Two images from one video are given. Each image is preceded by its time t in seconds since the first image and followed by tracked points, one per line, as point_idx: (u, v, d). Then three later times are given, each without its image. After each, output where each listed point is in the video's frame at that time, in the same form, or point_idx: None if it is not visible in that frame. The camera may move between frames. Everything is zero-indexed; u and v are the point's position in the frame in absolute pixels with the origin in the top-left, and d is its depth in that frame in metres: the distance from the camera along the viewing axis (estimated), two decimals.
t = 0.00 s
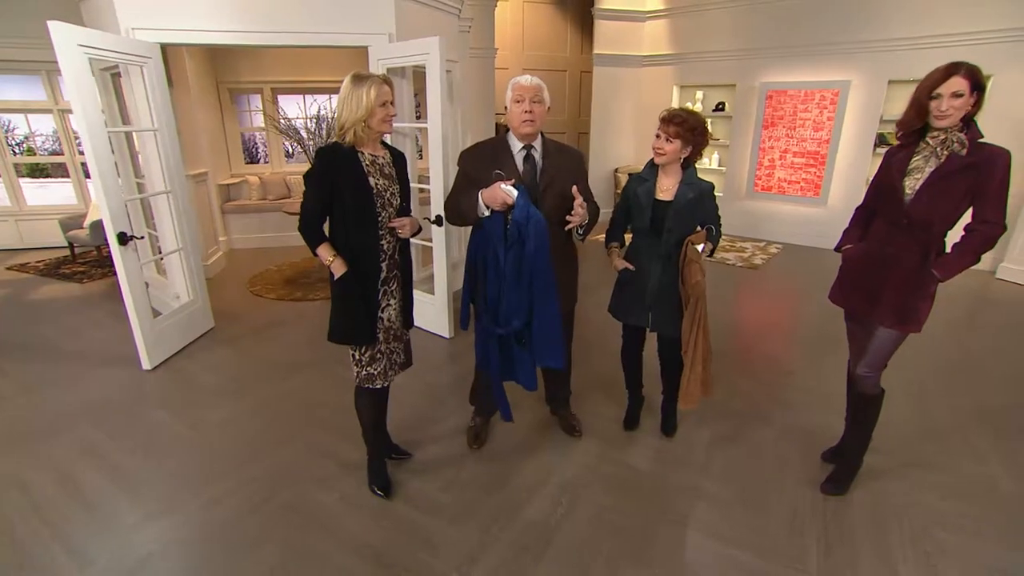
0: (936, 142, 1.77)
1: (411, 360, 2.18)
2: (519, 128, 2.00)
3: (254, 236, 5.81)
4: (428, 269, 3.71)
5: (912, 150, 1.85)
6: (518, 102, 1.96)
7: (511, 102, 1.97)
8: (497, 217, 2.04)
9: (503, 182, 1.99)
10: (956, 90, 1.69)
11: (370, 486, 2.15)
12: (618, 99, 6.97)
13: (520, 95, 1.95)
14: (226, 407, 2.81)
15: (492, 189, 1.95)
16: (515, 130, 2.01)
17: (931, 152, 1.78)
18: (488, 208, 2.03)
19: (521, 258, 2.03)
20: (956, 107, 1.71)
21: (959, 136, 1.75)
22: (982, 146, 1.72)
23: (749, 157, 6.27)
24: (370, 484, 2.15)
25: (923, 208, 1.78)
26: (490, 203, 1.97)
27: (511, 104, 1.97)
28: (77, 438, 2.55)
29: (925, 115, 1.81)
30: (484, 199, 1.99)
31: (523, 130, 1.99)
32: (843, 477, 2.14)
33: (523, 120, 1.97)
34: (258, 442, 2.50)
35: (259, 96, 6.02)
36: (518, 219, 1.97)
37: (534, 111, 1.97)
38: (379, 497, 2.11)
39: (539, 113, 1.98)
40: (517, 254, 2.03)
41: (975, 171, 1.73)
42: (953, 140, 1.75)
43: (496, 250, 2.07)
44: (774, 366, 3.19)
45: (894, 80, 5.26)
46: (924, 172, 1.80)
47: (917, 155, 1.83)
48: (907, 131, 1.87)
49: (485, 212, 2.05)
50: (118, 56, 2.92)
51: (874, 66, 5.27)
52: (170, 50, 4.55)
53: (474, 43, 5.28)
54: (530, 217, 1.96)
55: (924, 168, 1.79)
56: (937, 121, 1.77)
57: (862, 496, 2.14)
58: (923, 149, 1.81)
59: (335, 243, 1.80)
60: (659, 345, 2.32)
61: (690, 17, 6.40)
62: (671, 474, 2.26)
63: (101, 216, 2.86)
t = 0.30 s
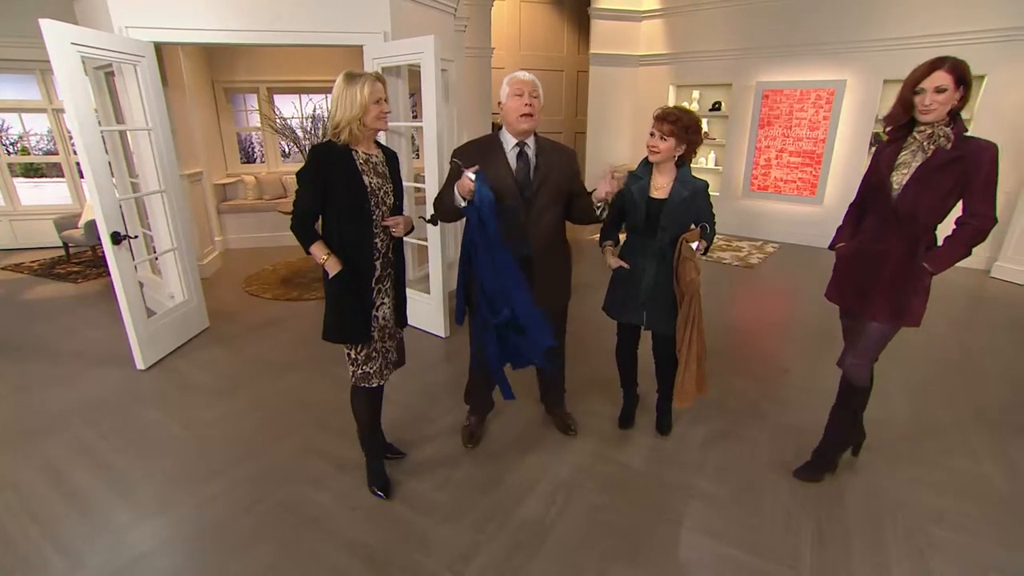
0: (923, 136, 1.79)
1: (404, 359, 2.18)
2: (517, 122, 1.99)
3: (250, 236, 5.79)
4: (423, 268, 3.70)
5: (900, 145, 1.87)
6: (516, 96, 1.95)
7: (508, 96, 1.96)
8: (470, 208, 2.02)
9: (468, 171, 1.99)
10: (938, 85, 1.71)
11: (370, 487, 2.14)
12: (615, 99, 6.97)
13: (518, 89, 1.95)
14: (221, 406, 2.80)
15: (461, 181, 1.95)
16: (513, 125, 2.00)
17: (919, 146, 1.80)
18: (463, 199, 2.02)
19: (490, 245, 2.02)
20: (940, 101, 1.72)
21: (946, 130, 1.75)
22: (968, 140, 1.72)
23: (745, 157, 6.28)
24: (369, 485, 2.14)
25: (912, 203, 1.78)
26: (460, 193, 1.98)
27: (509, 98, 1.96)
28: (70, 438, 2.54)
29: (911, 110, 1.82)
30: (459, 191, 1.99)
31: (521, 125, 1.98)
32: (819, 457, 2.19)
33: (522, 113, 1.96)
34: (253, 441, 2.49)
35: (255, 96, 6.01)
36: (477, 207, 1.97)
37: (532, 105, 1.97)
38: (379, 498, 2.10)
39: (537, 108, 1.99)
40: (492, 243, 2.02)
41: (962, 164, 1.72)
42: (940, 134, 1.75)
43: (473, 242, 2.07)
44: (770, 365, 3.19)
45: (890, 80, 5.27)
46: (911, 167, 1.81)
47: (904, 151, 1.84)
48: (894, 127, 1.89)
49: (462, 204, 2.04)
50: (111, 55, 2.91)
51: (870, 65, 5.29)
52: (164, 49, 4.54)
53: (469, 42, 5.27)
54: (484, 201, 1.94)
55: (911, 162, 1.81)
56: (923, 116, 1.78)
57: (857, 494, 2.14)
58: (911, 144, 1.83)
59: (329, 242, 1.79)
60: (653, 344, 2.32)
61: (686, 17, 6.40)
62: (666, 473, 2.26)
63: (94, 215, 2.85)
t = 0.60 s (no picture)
0: (906, 135, 1.80)
1: (401, 359, 2.17)
2: (517, 124, 1.99)
3: (247, 236, 5.79)
4: (420, 268, 3.70)
5: (888, 142, 1.89)
6: (515, 98, 1.94)
7: (506, 98, 1.95)
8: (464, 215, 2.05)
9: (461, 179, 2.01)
10: (914, 84, 1.72)
11: (366, 487, 2.13)
12: (613, 98, 6.97)
13: (516, 91, 1.94)
14: (218, 406, 2.79)
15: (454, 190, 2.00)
16: (514, 127, 1.99)
17: (903, 145, 1.82)
18: (458, 206, 2.05)
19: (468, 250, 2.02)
20: (917, 101, 1.73)
21: (929, 128, 1.76)
22: (949, 138, 1.73)
23: (743, 157, 6.28)
24: (366, 485, 2.13)
25: (896, 201, 1.79)
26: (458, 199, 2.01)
27: (508, 100, 1.95)
28: (67, 438, 2.54)
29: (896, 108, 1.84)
30: (454, 199, 2.03)
31: (521, 126, 1.99)
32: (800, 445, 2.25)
33: (522, 115, 1.97)
34: (250, 441, 2.49)
35: (253, 96, 6.00)
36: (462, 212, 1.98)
37: (531, 107, 1.98)
38: (376, 497, 2.09)
39: (536, 109, 2.00)
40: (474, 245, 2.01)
41: (942, 161, 1.73)
42: (922, 133, 1.77)
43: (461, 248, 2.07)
44: (767, 364, 3.19)
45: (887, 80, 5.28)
46: (894, 165, 1.83)
47: (891, 148, 1.86)
48: (884, 125, 1.91)
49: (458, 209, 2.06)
50: (108, 54, 2.90)
51: (866, 66, 5.30)
52: (161, 49, 4.53)
53: (467, 42, 5.27)
54: (467, 207, 1.95)
55: (895, 160, 1.83)
56: (904, 115, 1.79)
57: (854, 492, 2.14)
58: (897, 142, 1.84)
59: (323, 242, 1.78)
60: (650, 343, 2.32)
61: (684, 17, 6.41)
62: (663, 472, 2.26)
63: (91, 215, 2.84)
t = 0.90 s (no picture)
0: (885, 136, 1.85)
1: (399, 360, 2.15)
2: (518, 126, 2.00)
3: (246, 236, 5.79)
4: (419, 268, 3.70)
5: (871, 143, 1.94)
6: (516, 100, 1.95)
7: (506, 100, 1.95)
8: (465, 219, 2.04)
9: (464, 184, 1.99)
10: (894, 84, 1.77)
11: (365, 487, 2.13)
12: (612, 99, 6.98)
13: (516, 93, 1.95)
14: (216, 407, 2.80)
15: (456, 193, 2.00)
16: (514, 128, 2.00)
17: (881, 145, 1.87)
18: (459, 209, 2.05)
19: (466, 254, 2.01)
20: (896, 101, 1.78)
21: (907, 129, 1.80)
22: (924, 139, 1.74)
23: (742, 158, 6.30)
24: (364, 484, 2.14)
25: (870, 201, 1.84)
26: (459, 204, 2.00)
27: (508, 102, 1.95)
28: (65, 438, 2.54)
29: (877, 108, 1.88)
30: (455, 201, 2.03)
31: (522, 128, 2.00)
32: (797, 443, 2.25)
33: (523, 117, 1.98)
34: (249, 441, 2.49)
35: (252, 97, 6.01)
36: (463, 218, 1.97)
37: (531, 109, 1.99)
38: (375, 497, 2.09)
39: (536, 111, 2.00)
40: (477, 252, 2.00)
41: (912, 163, 1.75)
42: (900, 134, 1.81)
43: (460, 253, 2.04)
44: (765, 364, 3.20)
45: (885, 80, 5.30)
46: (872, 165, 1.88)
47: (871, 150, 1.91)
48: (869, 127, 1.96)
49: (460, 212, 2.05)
50: (107, 55, 2.91)
51: (865, 66, 5.31)
52: (161, 49, 4.54)
53: (466, 42, 5.28)
54: (469, 214, 1.94)
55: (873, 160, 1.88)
56: (885, 115, 1.84)
57: (851, 492, 2.14)
58: (877, 143, 1.89)
59: (317, 244, 1.78)
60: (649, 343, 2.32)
61: (683, 17, 6.42)
62: (662, 471, 2.26)
63: (90, 216, 2.84)
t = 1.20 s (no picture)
0: (870, 137, 1.92)
1: (399, 362, 2.14)
2: (519, 127, 2.00)
3: (247, 236, 5.79)
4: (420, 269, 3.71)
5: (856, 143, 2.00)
6: (516, 101, 1.95)
7: (507, 101, 1.96)
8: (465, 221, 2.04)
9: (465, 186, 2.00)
10: (885, 83, 1.82)
11: (367, 487, 2.14)
12: (612, 99, 6.98)
13: (516, 94, 1.95)
14: (217, 407, 2.80)
15: (456, 194, 2.00)
16: (515, 129, 2.01)
17: (866, 145, 1.94)
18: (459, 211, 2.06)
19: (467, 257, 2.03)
20: (889, 100, 1.83)
21: (889, 132, 1.87)
22: (909, 141, 1.81)
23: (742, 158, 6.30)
24: (366, 484, 2.14)
25: (853, 202, 1.92)
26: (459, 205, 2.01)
27: (509, 102, 1.95)
28: (67, 438, 2.55)
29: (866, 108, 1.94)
30: (455, 202, 2.04)
31: (523, 129, 2.00)
32: (796, 445, 2.27)
33: (524, 118, 1.98)
34: (250, 441, 2.50)
35: (253, 97, 6.01)
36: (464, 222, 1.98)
37: (532, 109, 1.99)
38: (376, 497, 2.10)
39: (536, 111, 2.00)
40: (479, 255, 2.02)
41: (894, 164, 1.81)
42: (883, 136, 1.88)
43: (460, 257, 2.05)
44: (765, 364, 3.20)
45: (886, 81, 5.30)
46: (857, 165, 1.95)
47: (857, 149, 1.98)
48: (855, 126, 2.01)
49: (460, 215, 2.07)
50: (108, 56, 2.91)
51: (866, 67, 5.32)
52: (163, 50, 4.55)
53: (467, 43, 5.29)
54: (470, 219, 1.95)
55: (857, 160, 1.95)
56: (874, 113, 1.89)
57: (851, 492, 2.14)
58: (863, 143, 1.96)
59: (315, 247, 1.77)
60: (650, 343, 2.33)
61: (683, 18, 6.42)
62: (662, 471, 2.27)
63: (92, 216, 2.85)
